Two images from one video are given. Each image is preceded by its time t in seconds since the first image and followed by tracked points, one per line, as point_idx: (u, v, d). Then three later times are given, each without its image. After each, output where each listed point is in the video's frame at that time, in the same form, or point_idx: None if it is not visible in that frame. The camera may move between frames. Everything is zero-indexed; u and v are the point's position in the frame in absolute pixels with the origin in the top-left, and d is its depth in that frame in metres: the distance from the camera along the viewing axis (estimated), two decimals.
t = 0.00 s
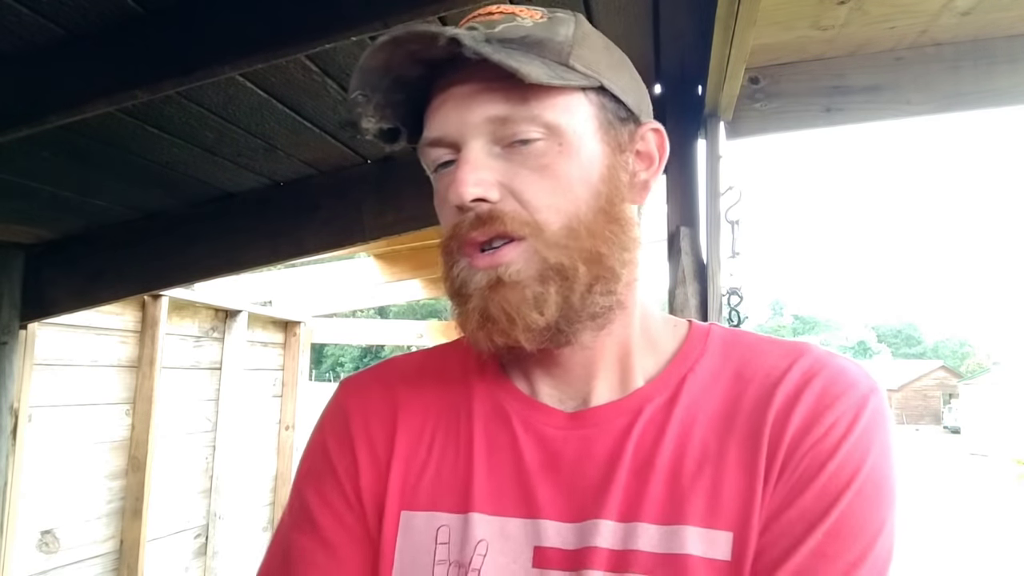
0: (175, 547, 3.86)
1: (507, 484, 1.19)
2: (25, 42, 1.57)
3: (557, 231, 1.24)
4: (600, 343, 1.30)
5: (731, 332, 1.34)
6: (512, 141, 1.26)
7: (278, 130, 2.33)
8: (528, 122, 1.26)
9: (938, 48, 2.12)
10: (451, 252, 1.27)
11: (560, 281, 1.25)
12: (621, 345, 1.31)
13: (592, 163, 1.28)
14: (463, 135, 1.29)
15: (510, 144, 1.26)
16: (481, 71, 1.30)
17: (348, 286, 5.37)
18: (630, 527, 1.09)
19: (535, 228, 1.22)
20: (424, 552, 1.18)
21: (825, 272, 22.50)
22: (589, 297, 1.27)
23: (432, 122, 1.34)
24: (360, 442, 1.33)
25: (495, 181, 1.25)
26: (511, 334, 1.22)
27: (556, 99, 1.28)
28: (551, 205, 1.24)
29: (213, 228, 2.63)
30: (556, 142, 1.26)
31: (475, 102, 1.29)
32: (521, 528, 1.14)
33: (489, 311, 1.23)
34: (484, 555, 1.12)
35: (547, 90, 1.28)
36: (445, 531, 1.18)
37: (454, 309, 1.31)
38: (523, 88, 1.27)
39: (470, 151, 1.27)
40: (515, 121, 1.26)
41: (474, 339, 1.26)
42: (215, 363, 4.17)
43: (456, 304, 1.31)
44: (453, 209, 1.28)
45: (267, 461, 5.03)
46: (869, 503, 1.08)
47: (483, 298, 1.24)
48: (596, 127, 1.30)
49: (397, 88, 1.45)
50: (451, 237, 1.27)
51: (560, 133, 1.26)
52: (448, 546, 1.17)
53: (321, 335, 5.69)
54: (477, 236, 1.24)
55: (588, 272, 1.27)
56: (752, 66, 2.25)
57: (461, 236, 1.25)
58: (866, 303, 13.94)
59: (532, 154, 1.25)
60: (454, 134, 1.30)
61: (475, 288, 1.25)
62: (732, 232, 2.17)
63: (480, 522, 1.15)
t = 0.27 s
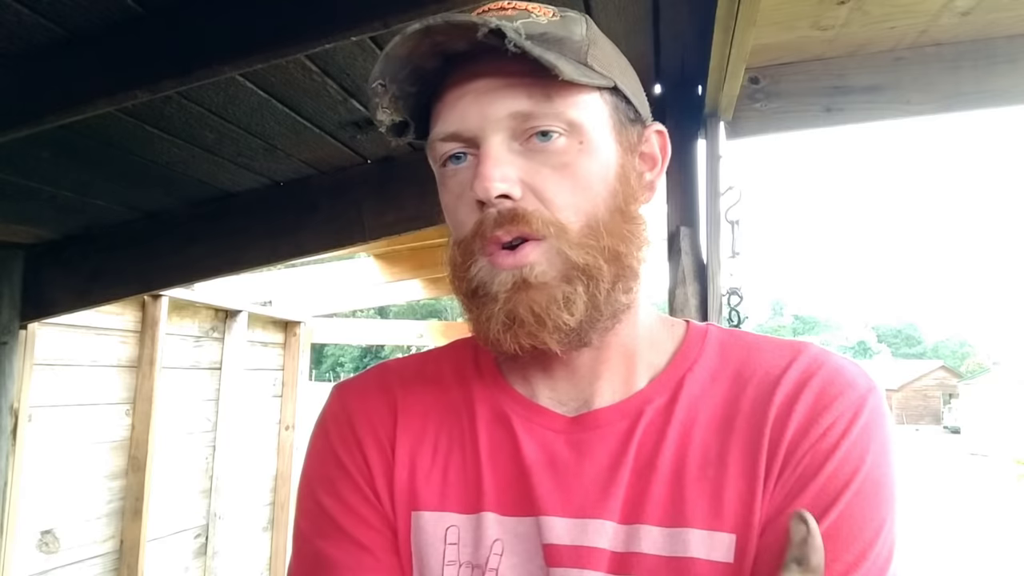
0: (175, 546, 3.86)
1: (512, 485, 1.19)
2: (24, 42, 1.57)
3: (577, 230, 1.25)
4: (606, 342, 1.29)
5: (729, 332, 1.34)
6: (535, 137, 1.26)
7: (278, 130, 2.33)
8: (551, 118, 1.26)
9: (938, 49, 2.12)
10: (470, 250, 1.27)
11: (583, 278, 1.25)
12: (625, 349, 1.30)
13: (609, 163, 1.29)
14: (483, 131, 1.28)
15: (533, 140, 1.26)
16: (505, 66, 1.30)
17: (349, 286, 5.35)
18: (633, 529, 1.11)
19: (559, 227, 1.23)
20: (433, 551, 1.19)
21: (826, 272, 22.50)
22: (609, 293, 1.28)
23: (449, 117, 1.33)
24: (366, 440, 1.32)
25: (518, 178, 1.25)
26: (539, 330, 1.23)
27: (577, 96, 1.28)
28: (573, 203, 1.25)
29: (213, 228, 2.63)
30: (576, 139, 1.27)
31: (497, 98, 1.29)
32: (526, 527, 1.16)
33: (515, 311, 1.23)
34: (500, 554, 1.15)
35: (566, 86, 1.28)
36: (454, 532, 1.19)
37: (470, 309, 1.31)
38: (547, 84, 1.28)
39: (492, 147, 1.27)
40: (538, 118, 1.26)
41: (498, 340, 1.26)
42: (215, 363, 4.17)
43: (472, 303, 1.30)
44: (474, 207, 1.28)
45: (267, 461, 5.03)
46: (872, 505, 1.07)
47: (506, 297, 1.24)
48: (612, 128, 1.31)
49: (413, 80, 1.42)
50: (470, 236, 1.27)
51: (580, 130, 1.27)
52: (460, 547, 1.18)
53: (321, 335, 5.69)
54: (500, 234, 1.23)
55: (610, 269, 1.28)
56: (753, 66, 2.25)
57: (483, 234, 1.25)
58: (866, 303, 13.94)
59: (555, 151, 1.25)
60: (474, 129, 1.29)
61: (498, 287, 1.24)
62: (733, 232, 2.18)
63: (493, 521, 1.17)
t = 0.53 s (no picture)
0: (175, 547, 3.86)
1: (506, 487, 1.20)
2: (24, 43, 1.57)
3: (597, 226, 1.25)
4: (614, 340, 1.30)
5: (737, 336, 1.34)
6: (554, 129, 1.27)
7: (278, 130, 2.33)
8: (571, 110, 1.27)
9: (938, 49, 2.12)
10: (485, 241, 1.26)
11: (601, 277, 1.26)
12: (628, 346, 1.31)
13: (624, 162, 1.30)
14: (502, 121, 1.29)
15: (552, 132, 1.27)
16: (527, 55, 1.30)
17: (349, 285, 5.35)
18: (645, 536, 1.11)
19: (578, 224, 1.24)
20: (420, 551, 1.19)
21: (826, 272, 22.51)
22: (624, 292, 1.28)
23: (467, 105, 1.32)
24: (351, 439, 1.33)
25: (537, 171, 1.25)
26: (556, 327, 1.23)
27: (597, 91, 1.29)
28: (591, 198, 1.26)
29: (213, 228, 2.63)
30: (596, 133, 1.28)
31: (516, 88, 1.29)
32: (522, 528, 1.16)
33: (532, 305, 1.22)
34: (489, 557, 1.14)
35: (585, 78, 1.29)
36: (440, 532, 1.19)
37: (482, 305, 1.30)
38: (569, 76, 1.29)
39: (510, 137, 1.27)
40: (558, 109, 1.27)
41: (513, 333, 1.24)
42: (215, 363, 4.17)
43: (485, 298, 1.30)
44: (490, 198, 1.27)
45: (267, 461, 5.03)
46: (895, 517, 1.09)
47: (522, 293, 1.24)
48: (628, 123, 1.33)
49: (430, 66, 1.40)
50: (485, 227, 1.26)
51: (599, 125, 1.28)
52: (444, 547, 1.18)
53: (321, 335, 5.69)
54: (517, 226, 1.23)
55: (628, 265, 1.29)
56: (752, 65, 2.25)
57: (500, 225, 1.24)
58: (866, 303, 13.94)
59: (573, 145, 1.26)
60: (493, 119, 1.30)
61: (515, 283, 1.25)
62: (733, 232, 2.18)
63: (482, 523, 1.17)
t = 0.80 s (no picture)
0: (175, 547, 3.86)
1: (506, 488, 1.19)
2: (23, 42, 1.57)
3: (573, 238, 1.18)
4: (603, 346, 1.26)
5: (739, 337, 1.34)
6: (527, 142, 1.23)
7: (278, 130, 2.33)
8: (544, 126, 1.23)
9: (938, 49, 2.12)
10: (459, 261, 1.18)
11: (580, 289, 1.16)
12: (625, 347, 1.28)
13: (604, 171, 1.26)
14: (475, 138, 1.24)
15: (525, 145, 1.22)
16: (493, 72, 1.27)
17: (349, 286, 5.35)
18: (646, 544, 1.10)
19: (554, 237, 1.16)
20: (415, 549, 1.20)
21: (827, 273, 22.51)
22: (605, 308, 1.21)
23: (438, 122, 1.28)
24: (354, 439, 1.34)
25: (510, 188, 1.19)
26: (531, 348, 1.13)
27: (569, 103, 1.26)
28: (569, 211, 1.20)
29: (213, 228, 2.63)
30: (571, 146, 1.23)
31: (487, 105, 1.25)
32: (517, 530, 1.16)
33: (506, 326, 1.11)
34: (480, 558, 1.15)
35: (556, 92, 1.25)
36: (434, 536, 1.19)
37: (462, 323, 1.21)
38: (537, 93, 1.25)
39: (483, 155, 1.22)
40: (530, 125, 1.23)
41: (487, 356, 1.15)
42: (215, 363, 4.17)
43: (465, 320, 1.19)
44: (463, 216, 1.20)
45: (267, 461, 5.03)
46: (911, 527, 1.09)
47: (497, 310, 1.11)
48: (609, 129, 1.29)
49: (399, 87, 1.42)
50: (458, 247, 1.18)
51: (575, 137, 1.24)
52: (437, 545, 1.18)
53: (321, 335, 5.69)
54: (489, 244, 1.15)
55: (608, 280, 1.21)
56: (752, 66, 2.25)
57: (472, 244, 1.16)
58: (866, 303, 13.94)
59: (549, 158, 1.21)
60: (466, 136, 1.25)
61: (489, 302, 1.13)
62: (733, 232, 2.21)
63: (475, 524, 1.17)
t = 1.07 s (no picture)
0: (175, 546, 3.86)
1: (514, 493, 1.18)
2: (23, 43, 1.57)
3: (594, 239, 1.19)
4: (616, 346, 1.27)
5: (744, 339, 1.34)
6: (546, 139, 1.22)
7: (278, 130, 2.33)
8: (564, 121, 1.22)
9: (938, 49, 2.12)
10: (479, 258, 1.19)
11: (599, 290, 1.18)
12: (635, 347, 1.29)
13: (621, 166, 1.26)
14: (493, 133, 1.22)
15: (544, 142, 1.22)
16: (514, 64, 1.25)
17: (349, 286, 5.35)
18: (663, 548, 1.10)
19: (576, 238, 1.17)
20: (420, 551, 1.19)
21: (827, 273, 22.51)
22: (621, 305, 1.22)
23: (454, 114, 1.26)
24: (351, 441, 1.34)
25: (530, 184, 1.19)
26: (550, 346, 1.15)
27: (588, 98, 1.25)
28: (590, 208, 1.20)
29: (213, 228, 2.63)
30: (590, 141, 1.23)
31: (504, 98, 1.23)
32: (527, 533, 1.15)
33: (525, 326, 1.13)
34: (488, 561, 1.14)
35: (577, 86, 1.24)
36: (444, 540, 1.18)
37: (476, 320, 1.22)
38: (559, 85, 1.24)
39: (501, 150, 1.21)
40: (550, 120, 1.21)
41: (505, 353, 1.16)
42: (215, 363, 4.17)
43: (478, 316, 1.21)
44: (482, 213, 1.20)
45: (267, 461, 5.03)
46: (926, 533, 1.10)
47: (515, 311, 1.14)
48: (625, 124, 1.30)
49: (413, 75, 1.40)
50: (479, 244, 1.19)
51: (594, 132, 1.24)
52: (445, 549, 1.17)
53: (321, 335, 5.69)
54: (511, 242, 1.16)
55: (625, 278, 1.23)
56: (752, 66, 2.25)
57: (492, 242, 1.17)
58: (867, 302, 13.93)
59: (568, 155, 1.21)
60: (482, 130, 1.23)
61: (507, 301, 1.15)
62: (732, 232, 2.21)
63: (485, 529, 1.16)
